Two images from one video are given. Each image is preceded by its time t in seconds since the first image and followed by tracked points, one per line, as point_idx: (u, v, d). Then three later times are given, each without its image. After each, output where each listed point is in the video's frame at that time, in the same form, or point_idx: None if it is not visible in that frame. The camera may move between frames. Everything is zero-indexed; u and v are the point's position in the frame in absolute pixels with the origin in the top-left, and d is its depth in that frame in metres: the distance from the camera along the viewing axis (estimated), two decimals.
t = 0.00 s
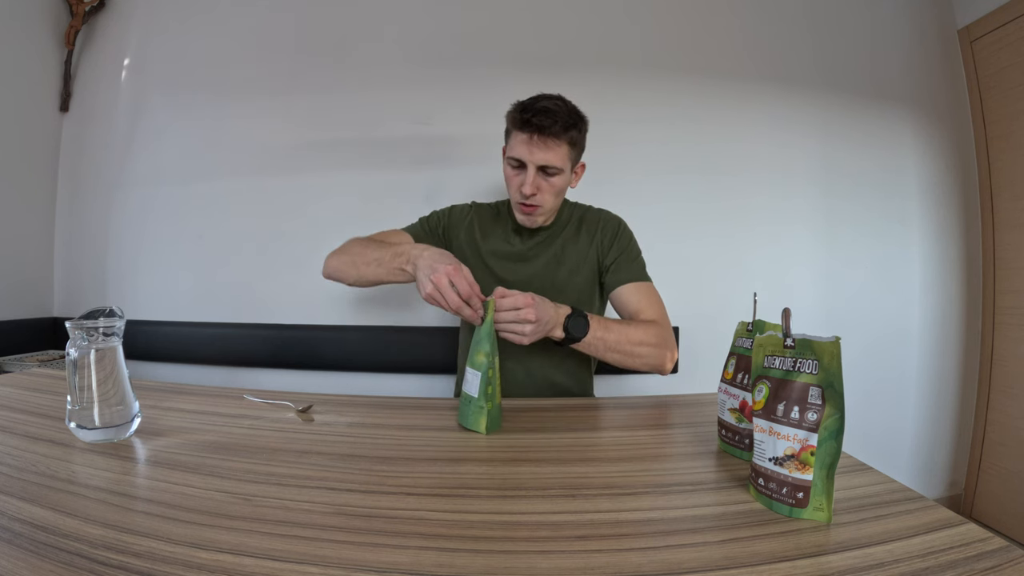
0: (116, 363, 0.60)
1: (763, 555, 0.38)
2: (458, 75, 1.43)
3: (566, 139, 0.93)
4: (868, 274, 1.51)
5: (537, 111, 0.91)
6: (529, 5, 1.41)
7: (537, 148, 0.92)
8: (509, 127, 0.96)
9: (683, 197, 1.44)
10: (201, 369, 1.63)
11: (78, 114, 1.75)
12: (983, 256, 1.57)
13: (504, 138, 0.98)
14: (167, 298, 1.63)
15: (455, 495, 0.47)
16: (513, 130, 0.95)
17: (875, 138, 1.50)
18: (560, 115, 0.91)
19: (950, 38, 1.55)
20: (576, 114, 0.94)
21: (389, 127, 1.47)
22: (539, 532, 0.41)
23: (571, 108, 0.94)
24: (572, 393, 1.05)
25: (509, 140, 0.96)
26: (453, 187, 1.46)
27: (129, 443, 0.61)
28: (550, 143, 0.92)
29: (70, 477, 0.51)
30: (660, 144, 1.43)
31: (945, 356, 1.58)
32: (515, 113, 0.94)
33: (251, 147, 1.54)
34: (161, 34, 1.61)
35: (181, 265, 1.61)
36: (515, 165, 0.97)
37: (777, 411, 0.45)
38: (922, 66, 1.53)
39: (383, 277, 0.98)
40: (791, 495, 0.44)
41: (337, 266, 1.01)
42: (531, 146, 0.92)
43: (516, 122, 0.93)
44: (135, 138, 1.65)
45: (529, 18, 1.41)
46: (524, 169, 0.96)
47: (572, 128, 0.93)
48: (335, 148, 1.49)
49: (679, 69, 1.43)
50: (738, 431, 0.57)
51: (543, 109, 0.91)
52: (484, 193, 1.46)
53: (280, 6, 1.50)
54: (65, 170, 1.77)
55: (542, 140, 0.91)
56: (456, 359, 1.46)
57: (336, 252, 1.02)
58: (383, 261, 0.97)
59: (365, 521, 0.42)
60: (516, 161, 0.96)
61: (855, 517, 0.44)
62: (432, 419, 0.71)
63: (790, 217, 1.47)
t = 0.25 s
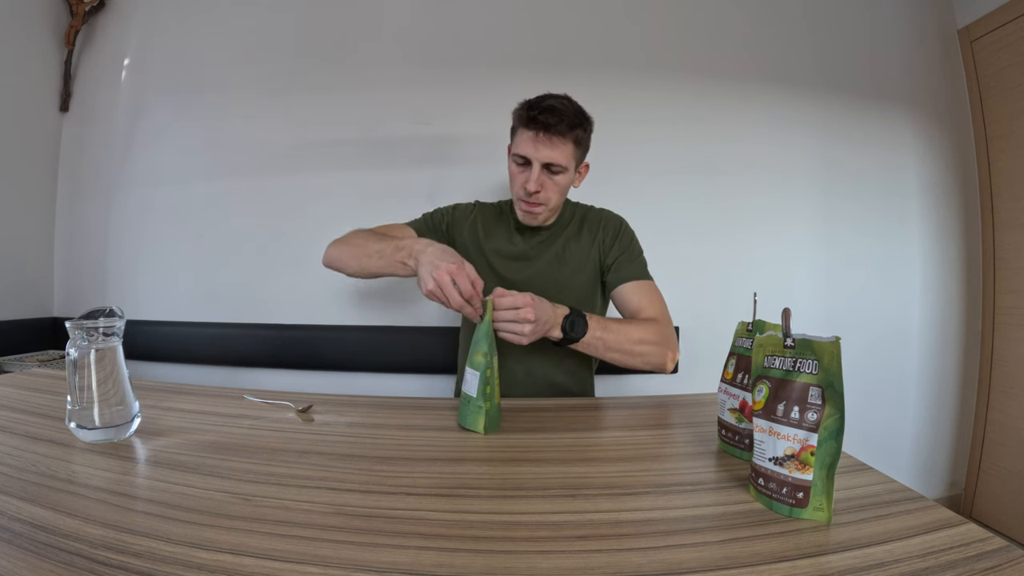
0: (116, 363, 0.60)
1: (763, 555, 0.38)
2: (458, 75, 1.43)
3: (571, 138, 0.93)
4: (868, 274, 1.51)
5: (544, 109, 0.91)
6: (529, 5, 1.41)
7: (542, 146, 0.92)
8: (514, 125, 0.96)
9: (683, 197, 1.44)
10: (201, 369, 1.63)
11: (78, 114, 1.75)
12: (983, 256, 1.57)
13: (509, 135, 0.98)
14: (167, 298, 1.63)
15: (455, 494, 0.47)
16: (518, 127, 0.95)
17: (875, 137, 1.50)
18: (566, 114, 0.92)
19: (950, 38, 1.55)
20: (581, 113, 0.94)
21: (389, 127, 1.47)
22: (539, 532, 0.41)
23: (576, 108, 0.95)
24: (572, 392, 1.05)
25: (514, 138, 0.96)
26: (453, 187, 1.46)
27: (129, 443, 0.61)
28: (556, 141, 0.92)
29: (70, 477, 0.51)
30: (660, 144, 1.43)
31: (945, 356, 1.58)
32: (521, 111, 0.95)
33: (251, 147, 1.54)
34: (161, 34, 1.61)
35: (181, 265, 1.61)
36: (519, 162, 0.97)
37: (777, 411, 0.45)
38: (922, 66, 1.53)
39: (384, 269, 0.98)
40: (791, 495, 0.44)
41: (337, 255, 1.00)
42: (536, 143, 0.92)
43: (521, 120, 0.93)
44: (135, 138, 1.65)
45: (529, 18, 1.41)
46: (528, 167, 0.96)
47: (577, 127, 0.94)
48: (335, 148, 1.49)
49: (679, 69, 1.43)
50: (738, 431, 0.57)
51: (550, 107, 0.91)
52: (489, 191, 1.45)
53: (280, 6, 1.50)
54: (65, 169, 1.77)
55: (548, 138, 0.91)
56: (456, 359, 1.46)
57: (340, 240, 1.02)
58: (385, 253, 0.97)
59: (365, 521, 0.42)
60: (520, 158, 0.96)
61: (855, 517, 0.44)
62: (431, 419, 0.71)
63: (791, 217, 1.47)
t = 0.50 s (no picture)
0: (116, 363, 0.60)
1: (763, 555, 0.38)
2: (458, 75, 1.43)
3: (572, 135, 0.93)
4: (867, 274, 1.51)
5: (545, 107, 0.92)
6: (529, 5, 1.41)
7: (544, 143, 0.92)
8: (516, 123, 0.97)
9: (683, 197, 1.44)
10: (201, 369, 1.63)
11: (78, 114, 1.75)
12: (983, 256, 1.57)
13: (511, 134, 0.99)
14: (167, 298, 1.63)
15: (455, 494, 0.47)
16: (520, 125, 0.95)
17: (875, 137, 1.50)
18: (567, 112, 0.92)
19: (950, 38, 1.55)
20: (583, 112, 0.95)
21: (389, 127, 1.47)
22: (539, 532, 0.41)
23: (578, 106, 0.95)
24: (572, 392, 1.05)
25: (516, 135, 0.96)
26: (453, 187, 1.46)
27: (129, 443, 0.61)
28: (557, 138, 0.92)
29: (70, 477, 0.51)
30: (660, 144, 1.43)
31: (945, 356, 1.58)
32: (523, 109, 0.95)
33: (251, 147, 1.54)
34: (161, 34, 1.61)
35: (181, 265, 1.60)
36: (521, 160, 0.97)
37: (777, 411, 0.45)
38: (922, 66, 1.53)
39: (385, 259, 0.97)
40: (791, 495, 0.44)
41: (341, 235, 1.01)
42: (538, 140, 0.92)
43: (523, 117, 0.94)
44: (135, 138, 1.65)
45: (529, 18, 1.41)
46: (530, 164, 0.96)
47: (578, 125, 0.94)
48: (335, 148, 1.49)
49: (679, 69, 1.43)
50: (738, 431, 0.57)
51: (552, 105, 0.92)
52: (490, 188, 1.45)
53: (280, 6, 1.50)
54: (65, 169, 1.77)
55: (549, 135, 0.92)
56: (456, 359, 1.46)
57: (344, 226, 1.03)
58: (391, 243, 0.96)
59: (365, 521, 0.42)
60: (522, 156, 0.96)
61: (855, 517, 0.44)
62: (431, 419, 0.71)
63: (791, 217, 1.47)
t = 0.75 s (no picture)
0: (116, 363, 0.60)
1: (763, 556, 0.38)
2: (458, 75, 1.43)
3: (570, 132, 0.94)
4: (867, 274, 1.51)
5: (542, 105, 0.92)
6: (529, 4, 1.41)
7: (541, 140, 0.92)
8: (514, 122, 0.97)
9: (684, 198, 1.44)
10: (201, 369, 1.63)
11: (78, 113, 1.75)
12: (983, 255, 1.57)
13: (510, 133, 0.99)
14: (167, 298, 1.63)
15: (455, 494, 0.47)
16: (517, 124, 0.96)
17: (875, 137, 1.50)
18: (564, 109, 0.92)
19: (950, 38, 1.55)
20: (580, 109, 0.95)
21: (389, 127, 1.47)
22: (539, 532, 0.41)
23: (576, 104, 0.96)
24: (573, 391, 1.05)
25: (514, 134, 0.97)
26: (453, 187, 1.46)
27: (129, 443, 0.61)
28: (554, 135, 0.92)
29: (70, 477, 0.51)
30: (660, 144, 1.43)
31: (945, 356, 1.58)
32: (520, 107, 0.96)
33: (251, 147, 1.54)
34: (161, 34, 1.61)
35: (181, 265, 1.60)
36: (519, 158, 0.97)
37: (777, 411, 0.45)
38: (922, 67, 1.53)
39: (385, 266, 0.96)
40: (791, 495, 0.44)
41: (341, 240, 1.01)
42: (535, 137, 0.92)
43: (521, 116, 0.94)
44: (135, 138, 1.65)
45: (529, 19, 1.41)
46: (528, 162, 0.96)
47: (576, 122, 0.94)
48: (335, 148, 1.49)
49: (679, 69, 1.43)
50: (738, 431, 0.57)
51: (548, 103, 0.92)
52: (490, 188, 1.45)
53: (280, 6, 1.50)
54: (65, 168, 1.77)
55: (547, 132, 0.92)
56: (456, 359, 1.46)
57: (343, 228, 1.03)
58: (391, 250, 0.96)
59: (365, 521, 0.42)
60: (520, 154, 0.96)
61: (855, 517, 0.44)
62: (431, 419, 0.71)
63: (791, 217, 1.47)
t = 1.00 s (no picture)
0: (116, 363, 0.60)
1: (763, 555, 0.38)
2: (459, 75, 1.43)
3: (565, 130, 0.94)
4: (867, 274, 1.51)
5: (536, 105, 0.92)
6: (529, 4, 1.41)
7: (536, 139, 0.92)
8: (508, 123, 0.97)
9: (684, 198, 1.44)
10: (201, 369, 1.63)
11: (78, 113, 1.75)
12: (983, 255, 1.57)
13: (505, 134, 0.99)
14: (167, 298, 1.63)
15: (455, 494, 0.47)
16: (512, 125, 0.96)
17: (875, 137, 1.50)
18: (559, 108, 0.93)
19: (950, 38, 1.55)
20: (574, 108, 0.95)
21: (389, 127, 1.47)
22: (539, 532, 0.41)
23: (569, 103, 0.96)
24: (573, 391, 1.05)
25: (508, 135, 0.97)
26: (453, 187, 1.46)
27: (129, 443, 0.61)
28: (549, 134, 0.92)
29: (70, 477, 0.51)
30: (661, 144, 1.43)
31: (945, 356, 1.58)
32: (514, 108, 0.96)
33: (251, 147, 1.54)
34: (161, 34, 1.61)
35: (181, 265, 1.60)
36: (515, 158, 0.97)
37: (777, 411, 0.45)
38: (922, 67, 1.53)
39: (385, 267, 0.96)
40: (791, 495, 0.44)
41: (340, 244, 1.01)
42: (530, 137, 0.92)
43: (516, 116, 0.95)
44: (135, 138, 1.65)
45: (529, 19, 1.41)
46: (524, 162, 0.96)
47: (570, 121, 0.94)
48: (335, 148, 1.49)
49: (679, 69, 1.43)
50: (738, 431, 0.57)
51: (542, 102, 0.93)
52: (489, 187, 1.45)
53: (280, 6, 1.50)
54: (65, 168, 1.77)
55: (541, 131, 0.92)
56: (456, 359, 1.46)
57: (341, 232, 1.03)
58: (391, 251, 0.96)
59: (365, 521, 0.42)
60: (516, 154, 0.96)
61: (855, 517, 0.44)
62: (431, 419, 0.71)
63: (791, 217, 1.47)
